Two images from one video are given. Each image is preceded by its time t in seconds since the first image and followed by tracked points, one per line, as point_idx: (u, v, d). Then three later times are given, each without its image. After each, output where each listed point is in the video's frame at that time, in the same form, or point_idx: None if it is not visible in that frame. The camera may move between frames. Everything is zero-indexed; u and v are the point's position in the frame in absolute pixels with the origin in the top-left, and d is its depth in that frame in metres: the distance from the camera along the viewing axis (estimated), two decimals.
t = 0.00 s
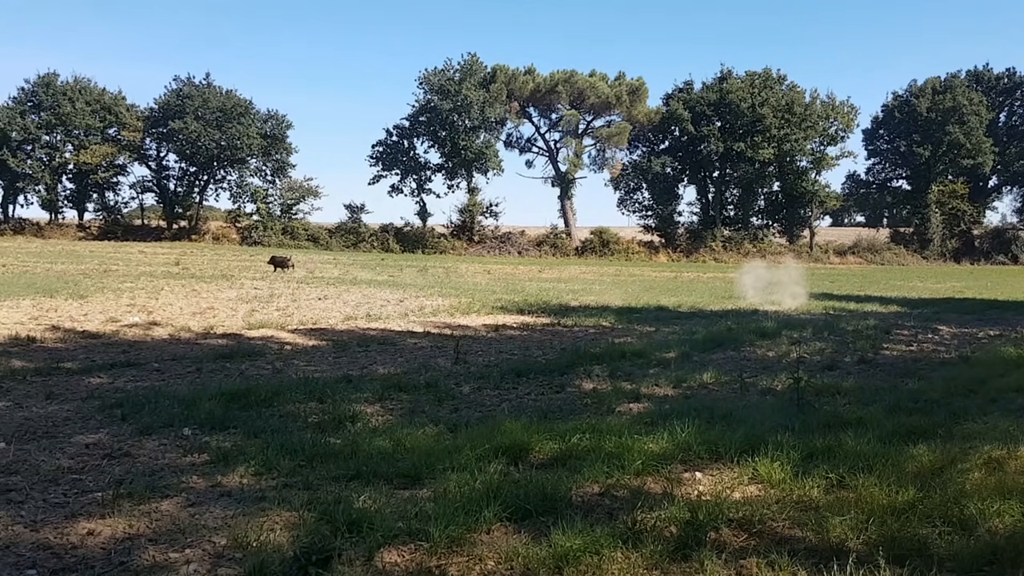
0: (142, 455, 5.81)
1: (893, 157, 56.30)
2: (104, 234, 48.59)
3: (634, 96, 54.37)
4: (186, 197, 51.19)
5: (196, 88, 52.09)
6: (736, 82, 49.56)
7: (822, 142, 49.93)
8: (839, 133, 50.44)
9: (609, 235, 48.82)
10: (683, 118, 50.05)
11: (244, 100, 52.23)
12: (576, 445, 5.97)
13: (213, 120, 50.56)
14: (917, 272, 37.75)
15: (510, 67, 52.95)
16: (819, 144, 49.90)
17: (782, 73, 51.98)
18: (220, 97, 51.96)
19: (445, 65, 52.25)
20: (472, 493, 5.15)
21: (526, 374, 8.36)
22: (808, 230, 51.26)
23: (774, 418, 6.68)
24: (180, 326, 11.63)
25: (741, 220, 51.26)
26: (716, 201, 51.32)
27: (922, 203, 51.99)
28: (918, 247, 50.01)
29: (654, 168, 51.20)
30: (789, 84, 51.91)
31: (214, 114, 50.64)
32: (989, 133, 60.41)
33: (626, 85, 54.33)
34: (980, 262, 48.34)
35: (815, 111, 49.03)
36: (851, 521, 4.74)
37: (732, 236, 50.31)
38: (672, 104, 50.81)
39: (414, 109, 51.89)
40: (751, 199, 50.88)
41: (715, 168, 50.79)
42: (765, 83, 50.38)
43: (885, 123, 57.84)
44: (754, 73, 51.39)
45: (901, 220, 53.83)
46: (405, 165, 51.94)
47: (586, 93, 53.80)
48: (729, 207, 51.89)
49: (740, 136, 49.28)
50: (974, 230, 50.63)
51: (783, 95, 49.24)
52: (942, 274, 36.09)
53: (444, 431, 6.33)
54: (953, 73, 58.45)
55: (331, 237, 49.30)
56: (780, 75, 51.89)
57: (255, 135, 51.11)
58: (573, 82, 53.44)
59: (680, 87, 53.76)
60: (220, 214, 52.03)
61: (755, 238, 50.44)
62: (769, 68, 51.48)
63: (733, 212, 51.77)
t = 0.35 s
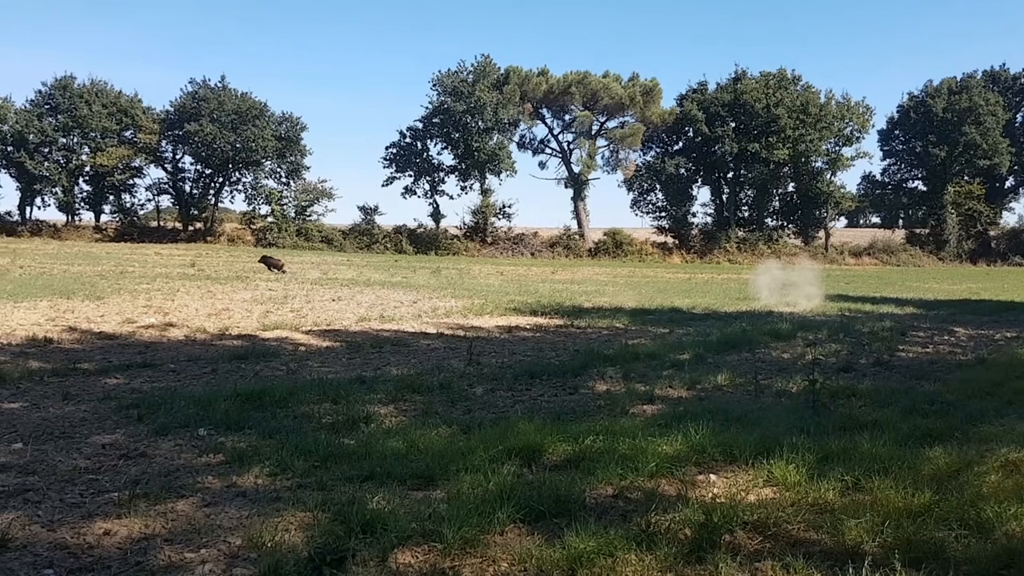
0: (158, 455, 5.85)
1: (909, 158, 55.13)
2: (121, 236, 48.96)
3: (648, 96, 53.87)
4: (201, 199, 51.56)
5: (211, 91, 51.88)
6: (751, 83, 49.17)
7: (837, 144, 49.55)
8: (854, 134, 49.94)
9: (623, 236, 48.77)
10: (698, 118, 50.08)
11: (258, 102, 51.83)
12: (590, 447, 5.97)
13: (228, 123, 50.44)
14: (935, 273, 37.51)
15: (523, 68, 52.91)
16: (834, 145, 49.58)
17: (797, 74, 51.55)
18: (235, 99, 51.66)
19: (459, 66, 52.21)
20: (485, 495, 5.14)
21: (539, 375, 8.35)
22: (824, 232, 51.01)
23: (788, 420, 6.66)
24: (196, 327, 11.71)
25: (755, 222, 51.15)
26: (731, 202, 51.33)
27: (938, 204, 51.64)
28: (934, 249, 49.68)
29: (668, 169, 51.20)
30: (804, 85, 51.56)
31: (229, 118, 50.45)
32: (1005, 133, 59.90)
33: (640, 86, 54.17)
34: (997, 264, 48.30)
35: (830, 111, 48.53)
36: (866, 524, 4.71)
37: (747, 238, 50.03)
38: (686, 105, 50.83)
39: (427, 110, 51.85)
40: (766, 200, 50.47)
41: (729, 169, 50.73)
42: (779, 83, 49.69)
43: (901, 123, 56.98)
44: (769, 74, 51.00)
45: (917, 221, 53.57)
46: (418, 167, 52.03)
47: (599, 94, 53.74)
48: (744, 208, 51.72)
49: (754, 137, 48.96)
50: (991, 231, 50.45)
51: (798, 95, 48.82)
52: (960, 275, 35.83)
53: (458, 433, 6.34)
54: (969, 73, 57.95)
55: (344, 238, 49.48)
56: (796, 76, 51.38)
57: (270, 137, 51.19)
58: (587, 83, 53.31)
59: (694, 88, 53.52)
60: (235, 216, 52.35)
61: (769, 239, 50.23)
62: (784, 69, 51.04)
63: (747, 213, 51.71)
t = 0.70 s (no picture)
0: (170, 456, 5.87)
1: (922, 159, 54.49)
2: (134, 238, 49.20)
3: (659, 97, 53.75)
4: (214, 200, 51.75)
5: (224, 93, 52.32)
6: (762, 83, 49.12)
7: (850, 144, 48.99)
8: (866, 135, 49.53)
9: (634, 237, 48.79)
10: (709, 119, 50.10)
11: (271, 104, 52.01)
12: (601, 448, 5.96)
13: (240, 124, 50.63)
14: (950, 275, 37.23)
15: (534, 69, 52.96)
16: (846, 146, 49.14)
17: (809, 74, 51.36)
18: (247, 101, 51.87)
19: (470, 67, 52.23)
20: (495, 496, 5.14)
21: (549, 377, 8.34)
22: (836, 233, 50.82)
23: (800, 423, 6.63)
24: (208, 328, 11.76)
25: (767, 223, 51.08)
26: (743, 203, 51.01)
27: (951, 205, 51.52)
28: (946, 250, 50.08)
29: (679, 170, 51.06)
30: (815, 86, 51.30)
31: (241, 119, 50.66)
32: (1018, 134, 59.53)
33: (651, 88, 54.09)
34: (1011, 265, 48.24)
35: (842, 113, 48.15)
36: (879, 526, 4.68)
37: (758, 239, 49.73)
38: (697, 106, 50.81)
39: (439, 111, 52.01)
40: (777, 201, 50.42)
41: (741, 170, 50.58)
42: (791, 84, 49.70)
43: (913, 124, 56.25)
44: (781, 75, 50.72)
45: (929, 222, 53.48)
46: (429, 168, 52.12)
47: (610, 95, 53.48)
48: (755, 209, 51.59)
49: (766, 137, 48.92)
50: (1005, 232, 50.18)
51: (809, 96, 48.60)
52: (972, 276, 35.67)
53: (468, 434, 6.34)
54: (982, 73, 57.61)
55: (355, 240, 49.57)
56: (807, 76, 51.13)
57: (281, 138, 51.25)
58: (598, 84, 53.11)
59: (705, 89, 53.42)
60: (247, 217, 52.51)
61: (781, 240, 50.09)
62: (795, 70, 50.75)
63: (759, 214, 51.60)
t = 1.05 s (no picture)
0: (180, 456, 5.90)
1: (931, 159, 54.89)
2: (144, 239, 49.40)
3: (667, 99, 54.04)
4: (223, 202, 51.82)
5: (233, 95, 52.41)
6: (772, 85, 49.12)
7: (860, 145, 48.82)
8: (877, 136, 49.27)
9: (642, 239, 48.75)
10: (718, 121, 50.05)
11: (280, 106, 52.14)
12: (609, 450, 5.96)
13: (250, 126, 50.82)
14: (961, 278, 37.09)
15: (543, 71, 53.09)
16: (856, 147, 48.93)
17: (819, 75, 51.05)
18: (257, 103, 52.03)
19: (479, 69, 52.38)
20: (504, 498, 5.14)
21: (557, 379, 8.34)
22: (846, 235, 50.71)
23: (810, 425, 6.60)
24: (217, 329, 11.80)
25: (777, 224, 50.94)
26: (752, 205, 50.82)
27: (962, 207, 51.45)
28: (957, 251, 49.73)
29: (688, 171, 51.03)
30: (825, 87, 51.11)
31: (250, 121, 50.89)
32: None
33: (660, 89, 54.03)
34: None
35: (852, 114, 47.96)
36: (889, 529, 4.66)
37: (768, 241, 49.59)
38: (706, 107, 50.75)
39: (447, 113, 52.06)
40: (788, 202, 50.09)
41: (750, 172, 50.34)
42: (801, 85, 49.49)
43: (924, 126, 56.56)
44: (790, 76, 50.49)
45: (939, 224, 53.39)
46: (437, 170, 52.17)
47: (619, 97, 53.43)
48: (765, 211, 51.45)
49: (776, 139, 48.94)
50: (1016, 234, 49.90)
51: (819, 97, 48.41)
52: (982, 279, 35.57)
53: (476, 435, 6.35)
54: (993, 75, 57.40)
55: (364, 241, 49.58)
56: (817, 78, 50.95)
57: (291, 140, 51.32)
58: (606, 85, 53.08)
59: (715, 91, 53.43)
60: (256, 219, 52.70)
61: (791, 242, 49.96)
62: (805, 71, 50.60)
63: (768, 216, 51.38)
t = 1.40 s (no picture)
0: (191, 455, 5.92)
1: (943, 161, 54.42)
2: (156, 239, 49.65)
3: (678, 100, 53.96)
4: (234, 202, 51.97)
5: (245, 95, 52.37)
6: (783, 85, 49.12)
7: (870, 147, 48.69)
8: (888, 137, 49.07)
9: (652, 240, 48.67)
10: (729, 121, 49.97)
11: (291, 106, 52.12)
12: (619, 452, 5.95)
13: (261, 127, 50.90)
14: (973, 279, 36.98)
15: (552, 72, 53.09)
16: (867, 148, 48.79)
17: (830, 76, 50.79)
18: (268, 103, 52.07)
19: (489, 70, 52.43)
20: (514, 498, 5.14)
21: (566, 380, 8.34)
22: (857, 235, 50.59)
23: (821, 427, 6.58)
24: (228, 329, 11.83)
25: (787, 225, 50.80)
26: (763, 206, 50.73)
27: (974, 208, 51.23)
28: (969, 253, 50.06)
29: (698, 172, 50.99)
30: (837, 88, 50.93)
31: (261, 122, 50.87)
32: None
33: (671, 90, 53.89)
34: None
35: (863, 115, 47.75)
36: (900, 532, 4.64)
37: (778, 242, 49.52)
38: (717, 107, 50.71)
39: (457, 114, 52.07)
40: (798, 203, 50.01)
41: (761, 173, 50.11)
42: (812, 86, 49.38)
43: (936, 127, 55.85)
44: (801, 77, 50.38)
45: (951, 225, 53.12)
46: (447, 170, 52.22)
47: (629, 97, 53.44)
48: (775, 212, 51.27)
49: (786, 140, 48.60)
50: None
51: (831, 98, 48.27)
52: (994, 280, 35.40)
53: (486, 436, 6.35)
54: (1005, 76, 57.11)
55: (373, 242, 49.65)
56: (828, 79, 50.78)
57: (302, 141, 51.41)
58: (616, 86, 53.05)
59: (725, 91, 53.29)
60: (266, 219, 52.88)
61: (802, 243, 49.81)
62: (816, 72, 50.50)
63: (779, 217, 51.30)
